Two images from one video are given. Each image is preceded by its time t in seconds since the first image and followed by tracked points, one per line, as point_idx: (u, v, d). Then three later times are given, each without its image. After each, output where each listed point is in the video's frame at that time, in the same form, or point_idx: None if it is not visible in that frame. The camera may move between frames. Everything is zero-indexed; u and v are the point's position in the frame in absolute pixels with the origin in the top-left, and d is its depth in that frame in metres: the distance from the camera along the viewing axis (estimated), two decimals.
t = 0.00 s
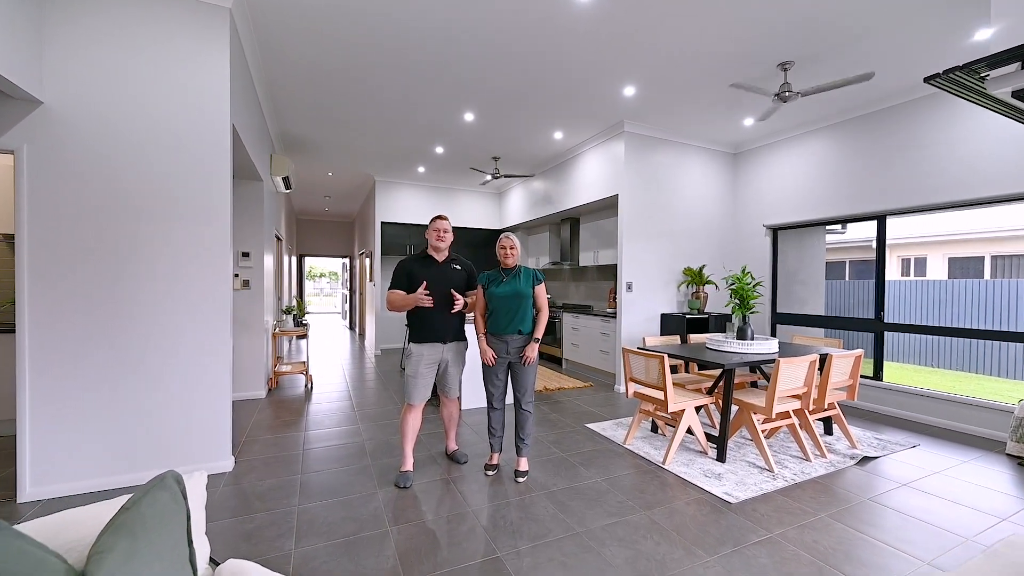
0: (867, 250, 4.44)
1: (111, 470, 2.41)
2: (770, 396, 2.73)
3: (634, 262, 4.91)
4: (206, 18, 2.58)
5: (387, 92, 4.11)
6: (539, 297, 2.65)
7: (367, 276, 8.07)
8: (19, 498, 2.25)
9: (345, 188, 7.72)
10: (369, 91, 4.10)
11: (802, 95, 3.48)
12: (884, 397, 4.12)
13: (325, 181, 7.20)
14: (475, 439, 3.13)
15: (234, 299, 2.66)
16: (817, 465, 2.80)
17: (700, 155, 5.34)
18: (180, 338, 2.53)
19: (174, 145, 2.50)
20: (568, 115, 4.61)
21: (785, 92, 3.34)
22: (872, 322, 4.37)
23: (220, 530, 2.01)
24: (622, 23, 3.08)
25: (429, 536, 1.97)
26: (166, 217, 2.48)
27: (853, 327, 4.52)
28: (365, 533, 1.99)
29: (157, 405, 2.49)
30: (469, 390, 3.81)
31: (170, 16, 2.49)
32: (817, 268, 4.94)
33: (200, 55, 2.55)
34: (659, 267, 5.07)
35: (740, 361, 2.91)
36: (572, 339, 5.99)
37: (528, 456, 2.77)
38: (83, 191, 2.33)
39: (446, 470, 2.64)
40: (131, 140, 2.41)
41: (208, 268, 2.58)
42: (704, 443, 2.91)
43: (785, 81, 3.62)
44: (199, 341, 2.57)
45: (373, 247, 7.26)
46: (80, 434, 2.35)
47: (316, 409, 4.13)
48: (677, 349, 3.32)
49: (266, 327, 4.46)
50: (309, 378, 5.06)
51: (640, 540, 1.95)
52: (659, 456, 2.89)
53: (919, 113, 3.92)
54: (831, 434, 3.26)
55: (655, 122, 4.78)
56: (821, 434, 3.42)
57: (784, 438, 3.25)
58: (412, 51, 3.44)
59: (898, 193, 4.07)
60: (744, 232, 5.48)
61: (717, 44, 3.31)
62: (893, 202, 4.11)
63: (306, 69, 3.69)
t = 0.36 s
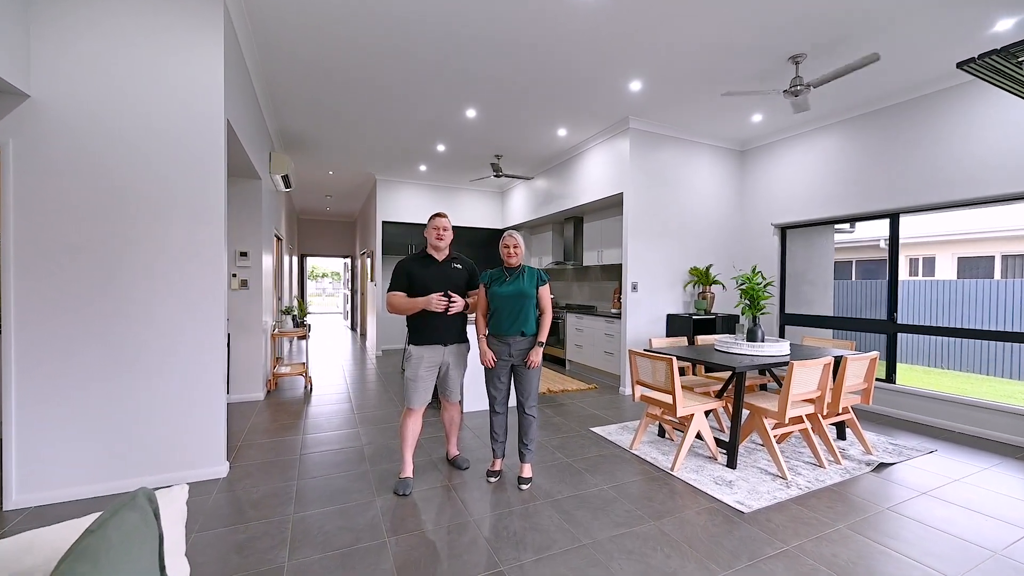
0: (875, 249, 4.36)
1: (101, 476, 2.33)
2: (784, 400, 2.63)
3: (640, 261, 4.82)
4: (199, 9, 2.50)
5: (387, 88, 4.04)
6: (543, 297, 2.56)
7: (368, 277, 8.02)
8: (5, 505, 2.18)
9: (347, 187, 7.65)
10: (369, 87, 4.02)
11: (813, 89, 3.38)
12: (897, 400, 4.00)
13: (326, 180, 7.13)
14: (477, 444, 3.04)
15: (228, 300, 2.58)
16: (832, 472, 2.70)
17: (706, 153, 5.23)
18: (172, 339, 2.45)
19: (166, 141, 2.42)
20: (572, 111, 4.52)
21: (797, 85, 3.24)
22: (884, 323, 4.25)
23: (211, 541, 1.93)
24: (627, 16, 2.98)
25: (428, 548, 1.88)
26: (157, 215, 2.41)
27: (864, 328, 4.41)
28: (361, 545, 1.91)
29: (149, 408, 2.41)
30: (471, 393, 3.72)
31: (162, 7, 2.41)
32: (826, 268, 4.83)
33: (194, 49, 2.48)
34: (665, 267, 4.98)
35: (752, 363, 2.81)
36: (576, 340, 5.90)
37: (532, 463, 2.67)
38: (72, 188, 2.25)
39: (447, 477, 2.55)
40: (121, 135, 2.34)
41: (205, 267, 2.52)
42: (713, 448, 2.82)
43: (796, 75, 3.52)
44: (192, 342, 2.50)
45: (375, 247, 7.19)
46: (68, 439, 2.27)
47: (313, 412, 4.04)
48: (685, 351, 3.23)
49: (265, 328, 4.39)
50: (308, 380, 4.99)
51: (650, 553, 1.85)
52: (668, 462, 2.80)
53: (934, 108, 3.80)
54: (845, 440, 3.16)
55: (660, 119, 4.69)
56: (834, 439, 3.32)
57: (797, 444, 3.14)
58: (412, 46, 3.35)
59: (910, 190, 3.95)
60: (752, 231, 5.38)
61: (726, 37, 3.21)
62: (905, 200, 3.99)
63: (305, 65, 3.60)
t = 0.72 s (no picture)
0: (883, 248, 4.27)
1: (89, 481, 2.26)
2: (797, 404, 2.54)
3: (645, 261, 4.72)
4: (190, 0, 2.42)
5: (386, 84, 3.95)
6: (546, 297, 2.50)
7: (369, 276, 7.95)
8: None
9: (348, 186, 7.58)
10: (367, 84, 3.93)
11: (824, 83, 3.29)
12: (911, 404, 3.89)
13: (327, 179, 7.07)
14: (478, 449, 2.96)
15: (221, 301, 2.50)
16: (847, 479, 2.60)
17: (712, 150, 5.14)
18: (164, 341, 2.38)
19: (157, 137, 2.35)
20: (575, 107, 4.43)
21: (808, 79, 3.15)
22: (894, 324, 4.15)
23: (201, 552, 1.86)
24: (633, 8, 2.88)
25: (426, 561, 1.79)
26: (149, 213, 2.34)
27: (874, 330, 4.30)
28: (357, 557, 1.83)
29: (140, 412, 2.34)
30: (473, 396, 3.64)
31: None
32: (834, 267, 4.73)
33: (185, 42, 2.40)
34: (670, 267, 4.88)
35: (763, 366, 2.72)
36: (579, 341, 5.81)
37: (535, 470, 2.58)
38: (59, 185, 2.18)
39: (448, 484, 2.46)
40: (111, 131, 2.27)
41: (198, 267, 2.44)
42: (723, 454, 2.73)
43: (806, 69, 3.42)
44: (185, 345, 2.42)
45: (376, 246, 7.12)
46: (55, 444, 2.20)
47: (312, 415, 3.97)
48: (691, 352, 3.14)
49: (263, 328, 4.32)
50: (307, 381, 4.91)
51: (659, 568, 1.75)
52: (676, 469, 2.70)
53: (950, 102, 3.68)
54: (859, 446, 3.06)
55: (666, 115, 4.59)
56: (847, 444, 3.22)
57: (809, 450, 3.04)
58: (411, 40, 3.26)
59: (922, 188, 3.85)
60: (759, 229, 5.27)
61: (735, 30, 3.11)
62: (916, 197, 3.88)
63: (301, 59, 3.52)
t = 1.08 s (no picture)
0: (889, 248, 4.19)
1: (79, 489, 2.19)
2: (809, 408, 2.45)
3: (650, 260, 4.64)
4: None
5: (385, 81, 3.88)
6: (550, 298, 2.41)
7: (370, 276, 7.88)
8: None
9: (349, 185, 7.52)
10: (366, 80, 3.86)
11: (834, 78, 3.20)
12: (923, 406, 3.80)
13: (328, 178, 7.01)
14: (479, 454, 2.88)
15: (215, 302, 2.43)
16: (861, 486, 2.51)
17: (719, 147, 5.05)
18: (157, 342, 2.32)
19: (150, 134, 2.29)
20: (578, 104, 4.34)
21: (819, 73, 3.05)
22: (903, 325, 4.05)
23: (191, 562, 1.79)
24: None
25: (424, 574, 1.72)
26: (140, 212, 2.27)
27: (884, 331, 4.20)
28: (353, 568, 1.75)
29: (133, 415, 2.27)
30: (473, 398, 3.56)
31: None
32: (841, 267, 4.63)
33: (176, 37, 2.34)
34: (675, 266, 4.79)
35: (774, 368, 2.63)
36: (582, 341, 5.73)
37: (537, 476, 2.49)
38: (49, 183, 2.12)
39: (448, 490, 2.39)
40: (101, 128, 2.21)
41: (191, 267, 2.37)
42: (732, 460, 2.64)
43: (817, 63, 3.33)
44: (177, 347, 2.36)
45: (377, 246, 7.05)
46: (43, 450, 2.13)
47: (310, 417, 3.91)
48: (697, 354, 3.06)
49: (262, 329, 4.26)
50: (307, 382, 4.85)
51: None
52: (683, 475, 2.61)
53: (963, 97, 3.57)
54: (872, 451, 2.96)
55: (670, 112, 4.50)
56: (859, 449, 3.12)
57: (820, 455, 2.95)
58: (409, 35, 3.18)
59: (933, 185, 3.74)
60: (766, 228, 5.17)
61: (742, 24, 3.02)
62: (927, 195, 3.78)
63: (298, 56, 3.45)
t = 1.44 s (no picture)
0: (898, 247, 4.09)
1: (72, 493, 2.13)
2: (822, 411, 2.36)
3: (654, 259, 4.55)
4: None
5: (384, 78, 3.81)
6: (553, 297, 2.33)
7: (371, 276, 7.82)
8: None
9: (351, 185, 7.47)
10: (364, 77, 3.79)
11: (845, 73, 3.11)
12: (936, 409, 3.70)
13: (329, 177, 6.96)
14: (480, 458, 2.80)
15: (208, 302, 2.37)
16: (876, 493, 2.42)
17: (726, 145, 4.97)
18: (149, 344, 2.25)
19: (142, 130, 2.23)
20: (581, 100, 4.27)
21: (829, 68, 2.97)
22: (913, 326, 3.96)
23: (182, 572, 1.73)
24: None
25: None
26: (131, 210, 2.21)
27: (894, 332, 4.10)
28: None
29: (127, 418, 2.21)
30: (474, 400, 3.49)
31: None
32: (849, 266, 4.53)
33: (167, 30, 2.27)
34: (680, 266, 4.71)
35: (784, 370, 2.54)
36: (585, 342, 5.65)
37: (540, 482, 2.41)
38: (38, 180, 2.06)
39: (448, 496, 2.31)
40: (92, 124, 2.15)
41: (183, 266, 2.31)
42: (741, 465, 2.56)
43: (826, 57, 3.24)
44: (170, 348, 2.29)
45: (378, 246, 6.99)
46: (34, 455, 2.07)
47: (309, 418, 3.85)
48: (703, 356, 2.97)
49: (260, 329, 4.20)
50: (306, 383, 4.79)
51: None
52: (690, 481, 2.53)
53: (974, 93, 3.47)
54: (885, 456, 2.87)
55: (675, 108, 4.42)
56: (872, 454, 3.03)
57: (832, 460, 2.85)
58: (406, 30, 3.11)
59: (944, 183, 3.65)
60: (773, 227, 5.08)
61: (748, 18, 2.94)
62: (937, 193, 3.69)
63: (294, 52, 3.38)
